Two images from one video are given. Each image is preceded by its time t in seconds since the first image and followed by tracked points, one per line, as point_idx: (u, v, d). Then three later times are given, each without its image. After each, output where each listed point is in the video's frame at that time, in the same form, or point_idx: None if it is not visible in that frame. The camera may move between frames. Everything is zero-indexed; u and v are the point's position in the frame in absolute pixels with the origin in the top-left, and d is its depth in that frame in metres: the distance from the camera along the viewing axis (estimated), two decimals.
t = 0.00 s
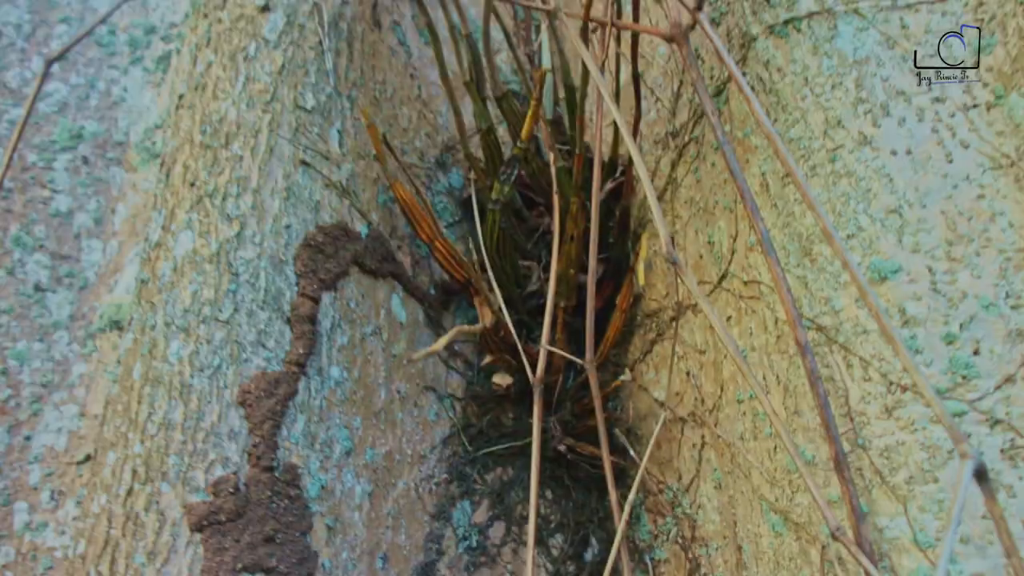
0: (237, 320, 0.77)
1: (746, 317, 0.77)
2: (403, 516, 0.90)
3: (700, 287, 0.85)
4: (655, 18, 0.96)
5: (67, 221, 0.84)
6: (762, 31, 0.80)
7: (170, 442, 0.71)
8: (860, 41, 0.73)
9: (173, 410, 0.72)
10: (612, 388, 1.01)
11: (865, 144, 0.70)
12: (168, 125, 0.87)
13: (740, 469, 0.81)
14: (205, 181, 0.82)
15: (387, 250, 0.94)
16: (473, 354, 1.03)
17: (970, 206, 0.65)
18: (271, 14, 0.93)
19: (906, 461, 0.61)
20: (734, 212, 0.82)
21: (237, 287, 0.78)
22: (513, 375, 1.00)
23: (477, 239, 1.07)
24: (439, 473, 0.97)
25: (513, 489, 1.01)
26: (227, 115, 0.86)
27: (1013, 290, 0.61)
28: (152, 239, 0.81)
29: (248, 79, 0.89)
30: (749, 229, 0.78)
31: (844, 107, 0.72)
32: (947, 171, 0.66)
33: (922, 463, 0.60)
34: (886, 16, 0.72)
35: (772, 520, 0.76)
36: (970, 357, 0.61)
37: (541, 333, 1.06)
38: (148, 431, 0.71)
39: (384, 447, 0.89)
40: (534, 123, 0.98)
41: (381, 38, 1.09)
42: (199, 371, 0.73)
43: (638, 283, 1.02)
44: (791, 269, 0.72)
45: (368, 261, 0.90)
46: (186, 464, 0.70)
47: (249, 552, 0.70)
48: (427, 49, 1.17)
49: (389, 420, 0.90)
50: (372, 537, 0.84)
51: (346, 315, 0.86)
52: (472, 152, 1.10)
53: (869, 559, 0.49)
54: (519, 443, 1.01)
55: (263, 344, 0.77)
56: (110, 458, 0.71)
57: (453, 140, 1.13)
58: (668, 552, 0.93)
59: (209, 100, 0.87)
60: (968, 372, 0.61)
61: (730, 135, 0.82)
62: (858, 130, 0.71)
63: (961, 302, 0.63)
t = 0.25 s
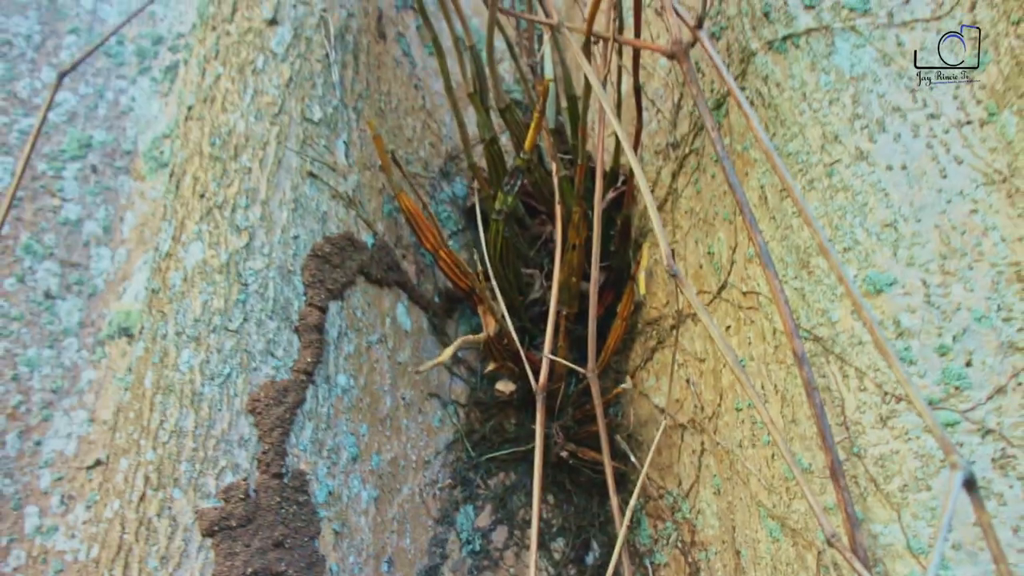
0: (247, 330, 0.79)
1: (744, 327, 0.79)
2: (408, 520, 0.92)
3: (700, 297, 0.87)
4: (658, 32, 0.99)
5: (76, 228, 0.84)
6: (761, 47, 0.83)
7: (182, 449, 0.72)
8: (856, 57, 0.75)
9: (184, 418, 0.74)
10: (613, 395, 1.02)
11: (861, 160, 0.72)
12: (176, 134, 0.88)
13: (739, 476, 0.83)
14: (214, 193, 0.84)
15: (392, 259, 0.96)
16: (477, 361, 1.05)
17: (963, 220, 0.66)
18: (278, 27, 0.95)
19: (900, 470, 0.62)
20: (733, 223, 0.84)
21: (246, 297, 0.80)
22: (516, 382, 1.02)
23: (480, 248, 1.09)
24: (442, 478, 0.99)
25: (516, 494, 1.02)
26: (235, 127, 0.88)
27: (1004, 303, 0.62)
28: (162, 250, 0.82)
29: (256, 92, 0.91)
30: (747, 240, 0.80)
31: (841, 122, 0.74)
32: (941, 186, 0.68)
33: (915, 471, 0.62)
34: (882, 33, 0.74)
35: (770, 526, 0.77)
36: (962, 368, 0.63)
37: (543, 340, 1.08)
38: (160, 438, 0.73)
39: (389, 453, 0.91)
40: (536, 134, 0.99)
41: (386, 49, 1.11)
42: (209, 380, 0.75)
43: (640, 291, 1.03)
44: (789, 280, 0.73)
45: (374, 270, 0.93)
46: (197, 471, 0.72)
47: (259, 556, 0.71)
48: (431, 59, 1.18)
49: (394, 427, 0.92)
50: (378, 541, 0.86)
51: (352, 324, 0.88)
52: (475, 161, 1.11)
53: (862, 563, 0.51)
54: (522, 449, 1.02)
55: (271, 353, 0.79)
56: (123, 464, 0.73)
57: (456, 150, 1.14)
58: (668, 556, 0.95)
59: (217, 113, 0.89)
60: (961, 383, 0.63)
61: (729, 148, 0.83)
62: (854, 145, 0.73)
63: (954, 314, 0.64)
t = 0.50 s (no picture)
0: (256, 336, 0.81)
1: (742, 332, 0.81)
2: (413, 522, 0.94)
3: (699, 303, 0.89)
4: (657, 42, 1.01)
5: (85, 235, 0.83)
6: (758, 59, 0.85)
7: (195, 452, 0.75)
8: (851, 70, 0.77)
9: (197, 422, 0.76)
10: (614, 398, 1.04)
11: (856, 170, 0.74)
12: (186, 143, 0.88)
13: (736, 478, 0.85)
14: (224, 202, 0.86)
15: (397, 266, 0.98)
16: (479, 365, 1.07)
17: (953, 230, 0.68)
18: (285, 38, 0.97)
19: (892, 472, 0.64)
20: (731, 231, 0.86)
21: (256, 304, 0.82)
22: (518, 386, 1.04)
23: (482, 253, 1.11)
24: (446, 480, 1.01)
25: (518, 495, 1.05)
26: (244, 137, 0.90)
27: (993, 311, 0.64)
28: (172, 257, 0.82)
29: (264, 103, 0.92)
30: (744, 248, 0.82)
31: (836, 133, 0.76)
32: (933, 197, 0.69)
33: (907, 473, 0.64)
34: (876, 46, 0.75)
35: (766, 526, 0.79)
36: (952, 373, 0.65)
37: (545, 344, 1.10)
38: (173, 442, 0.75)
39: (395, 456, 0.93)
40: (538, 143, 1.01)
41: (390, 59, 1.13)
42: (220, 386, 0.77)
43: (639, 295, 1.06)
44: (785, 288, 0.75)
45: (379, 277, 0.95)
46: (209, 474, 0.74)
47: (271, 557, 0.74)
48: (434, 67, 1.20)
49: (399, 430, 0.94)
50: (384, 542, 0.88)
51: (359, 331, 0.91)
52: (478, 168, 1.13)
53: (856, 562, 0.53)
54: (524, 450, 1.04)
55: (280, 359, 0.81)
56: (136, 467, 0.74)
57: (459, 156, 1.17)
58: (667, 556, 0.97)
59: (226, 123, 0.90)
60: (951, 388, 0.65)
61: (726, 157, 0.85)
62: (848, 156, 0.75)
63: (945, 321, 0.66)
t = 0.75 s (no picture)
0: (267, 343, 0.83)
1: (739, 339, 0.83)
2: (418, 524, 0.96)
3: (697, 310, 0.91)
4: (657, 55, 1.03)
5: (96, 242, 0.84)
6: (755, 73, 0.87)
7: (208, 457, 0.77)
8: (845, 84, 0.79)
9: (209, 427, 0.78)
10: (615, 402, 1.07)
11: (850, 182, 0.77)
12: (196, 153, 0.90)
13: (734, 481, 0.87)
14: (234, 212, 0.88)
15: (402, 273, 1.01)
16: (483, 369, 1.09)
17: (944, 241, 0.70)
18: (292, 51, 0.99)
19: (884, 476, 0.67)
20: (728, 240, 0.88)
21: (266, 312, 0.84)
22: (521, 391, 1.06)
23: (486, 260, 1.13)
24: (451, 483, 1.03)
25: (522, 497, 1.07)
26: (253, 148, 0.92)
27: (982, 320, 0.66)
28: (184, 265, 0.84)
29: (273, 114, 0.95)
30: (741, 256, 0.84)
31: (830, 146, 0.79)
32: (924, 209, 0.72)
33: (898, 477, 0.66)
34: (869, 61, 0.78)
35: (763, 528, 0.82)
36: (942, 381, 0.67)
37: (547, 349, 1.12)
38: (186, 447, 0.77)
39: (401, 460, 0.95)
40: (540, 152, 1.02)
41: (395, 70, 1.15)
42: (232, 392, 0.80)
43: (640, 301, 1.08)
44: (781, 296, 0.78)
45: (385, 284, 0.97)
46: (222, 478, 0.76)
47: (282, 558, 0.77)
48: (437, 77, 1.22)
49: (405, 434, 0.96)
50: (391, 544, 0.90)
51: (366, 338, 0.93)
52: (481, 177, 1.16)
53: (849, 563, 0.55)
54: (527, 453, 1.07)
55: (290, 365, 0.84)
56: (150, 471, 0.76)
57: (463, 165, 1.19)
58: (667, 557, 0.99)
59: (235, 134, 0.92)
60: (941, 395, 0.67)
61: (724, 168, 0.87)
62: (842, 168, 0.77)
63: (935, 329, 0.69)
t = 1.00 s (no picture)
0: (278, 349, 0.85)
1: (736, 347, 0.86)
2: (423, 525, 0.99)
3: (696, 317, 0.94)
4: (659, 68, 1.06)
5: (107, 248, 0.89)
6: (753, 87, 0.90)
7: (221, 459, 0.79)
8: (840, 100, 0.81)
9: (222, 431, 0.80)
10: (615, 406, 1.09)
11: (844, 196, 0.79)
12: (207, 162, 0.93)
13: (730, 484, 0.89)
14: (245, 220, 0.90)
15: (408, 280, 1.03)
16: (485, 374, 1.11)
17: (934, 254, 0.72)
18: (301, 63, 1.01)
19: (875, 480, 0.69)
20: (726, 250, 0.90)
21: (276, 319, 0.87)
22: (523, 395, 1.08)
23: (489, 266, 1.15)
24: (454, 485, 1.05)
25: (523, 499, 1.09)
26: (264, 158, 0.94)
27: (969, 331, 0.69)
28: (197, 272, 0.87)
29: (282, 124, 0.97)
30: (738, 266, 0.86)
31: (825, 160, 0.81)
32: (915, 222, 0.74)
33: (888, 482, 0.68)
34: (864, 78, 0.80)
35: (758, 531, 0.84)
36: (931, 390, 0.70)
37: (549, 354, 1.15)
38: (200, 449, 0.79)
39: (406, 462, 0.97)
40: (543, 162, 1.05)
41: (401, 79, 1.17)
42: (243, 397, 0.82)
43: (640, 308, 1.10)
44: (776, 306, 0.80)
45: (391, 291, 0.99)
46: (235, 480, 0.79)
47: (292, 558, 0.79)
48: (443, 86, 1.24)
49: (410, 437, 0.99)
50: (396, 544, 0.93)
51: (373, 343, 0.95)
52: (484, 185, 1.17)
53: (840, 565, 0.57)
54: (529, 456, 1.09)
55: (300, 370, 0.86)
56: (165, 473, 0.78)
57: (467, 172, 1.21)
58: (666, 558, 1.01)
59: (246, 144, 0.94)
60: (929, 403, 0.70)
61: (723, 179, 0.90)
62: (837, 182, 0.80)
63: (925, 339, 0.71)
